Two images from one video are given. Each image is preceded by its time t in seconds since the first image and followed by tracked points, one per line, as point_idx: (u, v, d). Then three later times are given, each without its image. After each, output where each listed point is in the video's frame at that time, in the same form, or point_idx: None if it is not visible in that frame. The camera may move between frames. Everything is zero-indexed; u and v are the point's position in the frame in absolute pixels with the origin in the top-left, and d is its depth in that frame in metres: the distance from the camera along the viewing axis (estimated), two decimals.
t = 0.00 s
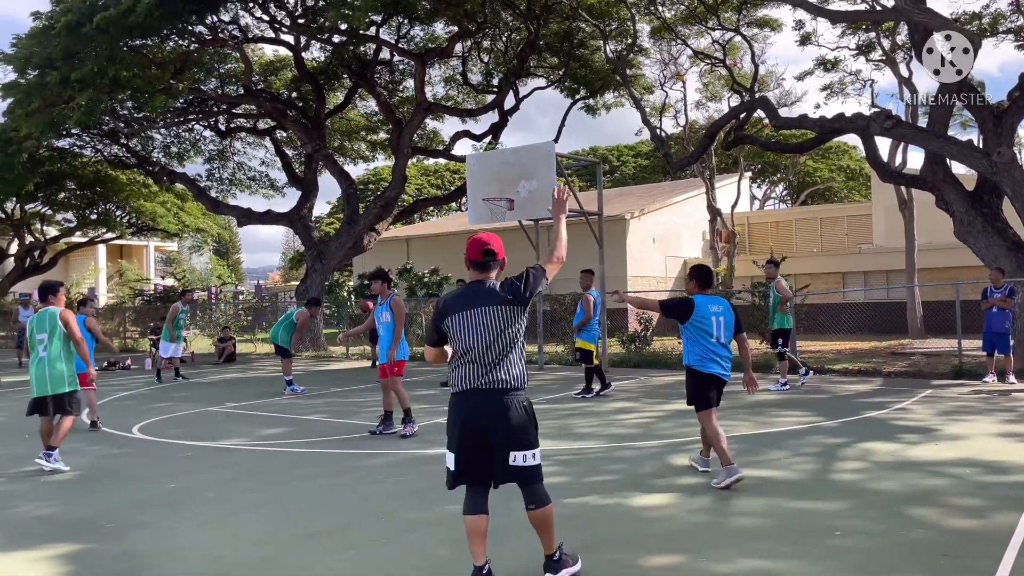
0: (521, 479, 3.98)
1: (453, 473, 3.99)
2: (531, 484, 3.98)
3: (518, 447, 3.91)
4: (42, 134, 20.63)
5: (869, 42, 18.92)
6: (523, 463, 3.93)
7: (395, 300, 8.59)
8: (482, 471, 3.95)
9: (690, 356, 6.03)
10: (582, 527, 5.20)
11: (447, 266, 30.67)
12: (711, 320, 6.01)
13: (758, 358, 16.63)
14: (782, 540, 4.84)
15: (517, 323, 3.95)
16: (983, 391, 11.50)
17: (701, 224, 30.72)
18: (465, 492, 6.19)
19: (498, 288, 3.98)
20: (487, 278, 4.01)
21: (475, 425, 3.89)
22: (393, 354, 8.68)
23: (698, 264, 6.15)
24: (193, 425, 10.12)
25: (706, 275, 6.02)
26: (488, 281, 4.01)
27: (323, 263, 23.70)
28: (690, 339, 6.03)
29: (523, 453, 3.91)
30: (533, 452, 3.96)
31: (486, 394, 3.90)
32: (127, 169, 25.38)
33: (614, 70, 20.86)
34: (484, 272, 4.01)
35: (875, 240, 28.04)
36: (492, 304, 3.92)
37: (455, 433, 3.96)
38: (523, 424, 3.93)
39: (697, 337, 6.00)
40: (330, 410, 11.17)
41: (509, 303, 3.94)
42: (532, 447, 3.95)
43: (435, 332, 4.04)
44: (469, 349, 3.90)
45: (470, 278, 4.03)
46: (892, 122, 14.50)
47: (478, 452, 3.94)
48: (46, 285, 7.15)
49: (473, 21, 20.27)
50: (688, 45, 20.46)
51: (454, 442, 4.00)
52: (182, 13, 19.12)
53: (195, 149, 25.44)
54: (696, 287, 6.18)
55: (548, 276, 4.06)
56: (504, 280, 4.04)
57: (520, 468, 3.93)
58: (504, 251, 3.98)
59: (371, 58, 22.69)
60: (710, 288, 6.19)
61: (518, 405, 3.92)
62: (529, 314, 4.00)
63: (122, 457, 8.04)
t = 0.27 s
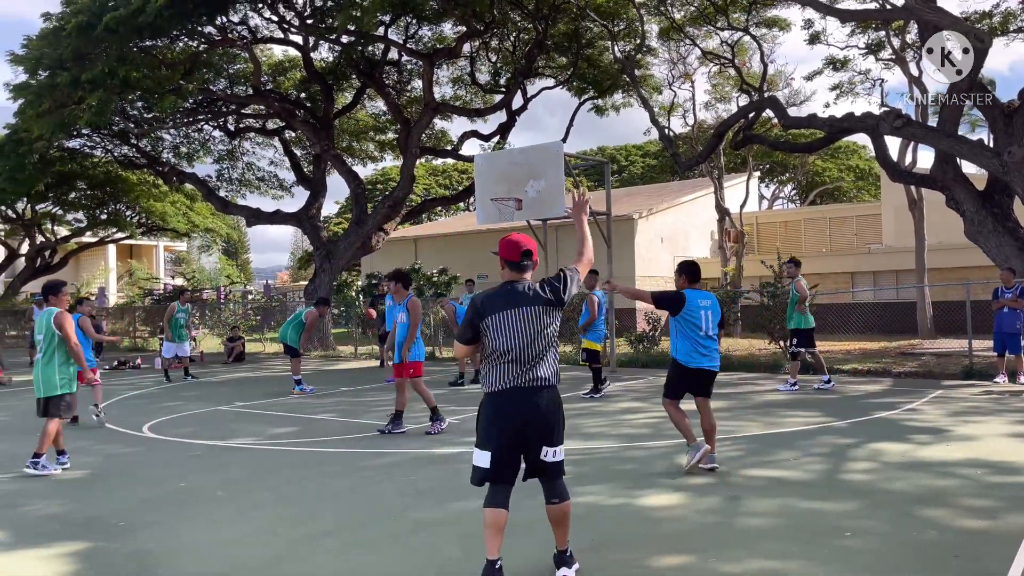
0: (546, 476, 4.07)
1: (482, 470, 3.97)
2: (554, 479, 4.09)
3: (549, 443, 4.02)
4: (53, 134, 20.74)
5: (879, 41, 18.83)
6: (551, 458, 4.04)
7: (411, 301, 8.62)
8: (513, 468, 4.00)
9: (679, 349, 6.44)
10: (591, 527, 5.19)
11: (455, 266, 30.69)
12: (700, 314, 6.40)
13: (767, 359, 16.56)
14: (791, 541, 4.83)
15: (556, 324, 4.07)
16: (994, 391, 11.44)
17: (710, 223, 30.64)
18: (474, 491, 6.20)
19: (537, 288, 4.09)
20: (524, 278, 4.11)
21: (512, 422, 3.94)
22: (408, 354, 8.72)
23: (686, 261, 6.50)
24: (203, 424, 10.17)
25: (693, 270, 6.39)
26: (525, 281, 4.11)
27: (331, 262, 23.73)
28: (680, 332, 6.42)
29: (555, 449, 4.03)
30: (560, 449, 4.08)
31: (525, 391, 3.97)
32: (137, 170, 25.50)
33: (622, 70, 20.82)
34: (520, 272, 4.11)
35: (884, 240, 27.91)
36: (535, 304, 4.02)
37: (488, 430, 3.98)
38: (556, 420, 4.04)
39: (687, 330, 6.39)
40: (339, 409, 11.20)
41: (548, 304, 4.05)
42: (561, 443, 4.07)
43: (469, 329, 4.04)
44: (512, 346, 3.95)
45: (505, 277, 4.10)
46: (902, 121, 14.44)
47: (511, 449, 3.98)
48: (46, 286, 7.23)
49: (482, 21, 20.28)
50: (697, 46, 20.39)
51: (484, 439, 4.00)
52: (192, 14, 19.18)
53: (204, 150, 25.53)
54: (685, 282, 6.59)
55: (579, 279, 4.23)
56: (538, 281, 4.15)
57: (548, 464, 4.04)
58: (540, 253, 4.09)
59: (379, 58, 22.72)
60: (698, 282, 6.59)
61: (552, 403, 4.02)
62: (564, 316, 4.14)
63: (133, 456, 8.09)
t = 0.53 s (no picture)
0: (574, 473, 4.14)
1: (520, 464, 4.04)
2: (580, 476, 4.14)
3: (580, 440, 4.12)
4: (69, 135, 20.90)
5: (893, 41, 18.72)
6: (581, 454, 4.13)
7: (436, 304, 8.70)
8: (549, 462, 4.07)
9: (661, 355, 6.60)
10: (604, 528, 5.19)
11: (467, 266, 30.72)
12: (681, 321, 6.56)
13: (780, 360, 16.45)
14: (805, 542, 4.81)
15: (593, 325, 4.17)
16: (1010, 393, 11.36)
17: (722, 224, 30.55)
18: (487, 492, 6.20)
19: (576, 289, 4.16)
20: (561, 278, 4.16)
21: (550, 420, 4.01)
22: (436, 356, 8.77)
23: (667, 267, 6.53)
24: (217, 424, 10.22)
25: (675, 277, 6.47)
26: (563, 281, 4.16)
27: (344, 263, 23.79)
28: (662, 338, 6.57)
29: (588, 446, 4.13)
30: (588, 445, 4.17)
31: (566, 389, 4.03)
32: (151, 171, 25.65)
33: (635, 71, 20.77)
34: (557, 270, 4.15)
35: (898, 241, 27.72)
36: (577, 305, 4.09)
37: (528, 425, 4.02)
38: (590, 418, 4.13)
39: (668, 337, 6.54)
40: (352, 409, 11.23)
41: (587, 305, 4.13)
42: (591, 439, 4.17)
43: (510, 326, 4.03)
44: (556, 346, 3.99)
45: (542, 275, 4.14)
46: (917, 121, 14.36)
47: (549, 445, 4.05)
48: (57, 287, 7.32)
49: (493, 21, 20.28)
50: (710, 46, 20.32)
51: (523, 435, 4.04)
52: (206, 15, 19.27)
53: (218, 150, 25.66)
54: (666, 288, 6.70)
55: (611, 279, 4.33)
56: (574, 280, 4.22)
57: (579, 458, 4.13)
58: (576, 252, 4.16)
59: (391, 59, 22.76)
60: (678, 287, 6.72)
61: (589, 401, 4.10)
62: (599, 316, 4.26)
63: (148, 454, 8.15)
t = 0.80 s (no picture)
0: (589, 473, 4.15)
1: (537, 463, 4.02)
2: (596, 476, 4.15)
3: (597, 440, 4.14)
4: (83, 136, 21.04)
5: (907, 41, 18.61)
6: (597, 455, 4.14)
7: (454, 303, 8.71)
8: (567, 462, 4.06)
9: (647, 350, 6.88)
10: (616, 529, 5.18)
11: (478, 267, 30.74)
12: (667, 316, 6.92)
13: (792, 361, 16.38)
14: (819, 545, 4.79)
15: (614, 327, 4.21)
16: None
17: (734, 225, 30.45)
18: (499, 492, 6.20)
19: (598, 290, 4.19)
20: (581, 279, 4.19)
21: (571, 420, 4.01)
22: (452, 355, 8.77)
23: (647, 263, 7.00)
24: (230, 424, 10.27)
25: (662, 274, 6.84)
26: (584, 283, 4.19)
27: (355, 264, 23.84)
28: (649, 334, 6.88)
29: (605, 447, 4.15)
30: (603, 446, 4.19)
31: (587, 389, 4.05)
32: (164, 172, 25.79)
33: (647, 72, 20.72)
34: (577, 271, 4.18)
35: (911, 242, 27.56)
36: (599, 306, 4.13)
37: (548, 426, 4.02)
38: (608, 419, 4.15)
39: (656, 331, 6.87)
40: (364, 409, 11.26)
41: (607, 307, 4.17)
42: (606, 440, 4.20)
43: (531, 326, 4.02)
44: (579, 347, 4.01)
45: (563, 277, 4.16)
46: (931, 122, 14.26)
47: (567, 445, 4.05)
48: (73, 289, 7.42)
49: (505, 23, 20.29)
50: (723, 46, 20.25)
51: (541, 435, 4.03)
52: (219, 18, 19.36)
53: (230, 152, 25.80)
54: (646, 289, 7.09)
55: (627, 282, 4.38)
56: (593, 282, 4.25)
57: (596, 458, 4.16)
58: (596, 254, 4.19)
59: (403, 61, 22.81)
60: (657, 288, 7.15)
61: (607, 402, 4.13)
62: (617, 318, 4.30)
63: (162, 454, 8.20)
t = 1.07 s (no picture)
0: (602, 475, 4.13)
1: (550, 465, 4.00)
2: (609, 479, 4.13)
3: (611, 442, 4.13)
4: (100, 138, 21.22)
5: (924, 40, 18.45)
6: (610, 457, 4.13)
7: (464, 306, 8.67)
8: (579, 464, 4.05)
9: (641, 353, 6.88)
10: (629, 532, 5.15)
11: (491, 269, 30.75)
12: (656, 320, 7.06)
13: (807, 363, 16.26)
14: (835, 548, 4.74)
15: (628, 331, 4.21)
16: None
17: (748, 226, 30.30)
18: (512, 494, 6.18)
19: (613, 292, 4.17)
20: (595, 282, 4.18)
21: (587, 422, 4.00)
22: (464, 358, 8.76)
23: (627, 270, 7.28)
24: (245, 424, 10.31)
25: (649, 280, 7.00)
26: (598, 285, 4.18)
27: (369, 265, 23.88)
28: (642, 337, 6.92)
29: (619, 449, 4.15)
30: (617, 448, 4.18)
31: (602, 393, 4.03)
32: (180, 173, 25.96)
33: (661, 73, 20.66)
34: (592, 274, 4.17)
35: (928, 243, 27.31)
36: (615, 309, 4.11)
37: (563, 429, 3.99)
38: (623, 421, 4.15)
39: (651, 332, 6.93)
40: (378, 410, 11.27)
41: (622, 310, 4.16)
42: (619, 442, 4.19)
43: (548, 328, 3.98)
44: (596, 350, 4.00)
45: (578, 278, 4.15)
46: (948, 122, 14.12)
47: (582, 448, 4.03)
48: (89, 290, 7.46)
49: (518, 24, 20.29)
50: (737, 46, 20.16)
51: (555, 437, 4.01)
52: (234, 20, 19.46)
53: (245, 154, 25.95)
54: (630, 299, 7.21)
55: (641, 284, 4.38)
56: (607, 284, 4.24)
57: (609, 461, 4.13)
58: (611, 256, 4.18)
59: (417, 62, 22.85)
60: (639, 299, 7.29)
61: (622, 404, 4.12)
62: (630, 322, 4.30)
63: (177, 454, 8.24)
